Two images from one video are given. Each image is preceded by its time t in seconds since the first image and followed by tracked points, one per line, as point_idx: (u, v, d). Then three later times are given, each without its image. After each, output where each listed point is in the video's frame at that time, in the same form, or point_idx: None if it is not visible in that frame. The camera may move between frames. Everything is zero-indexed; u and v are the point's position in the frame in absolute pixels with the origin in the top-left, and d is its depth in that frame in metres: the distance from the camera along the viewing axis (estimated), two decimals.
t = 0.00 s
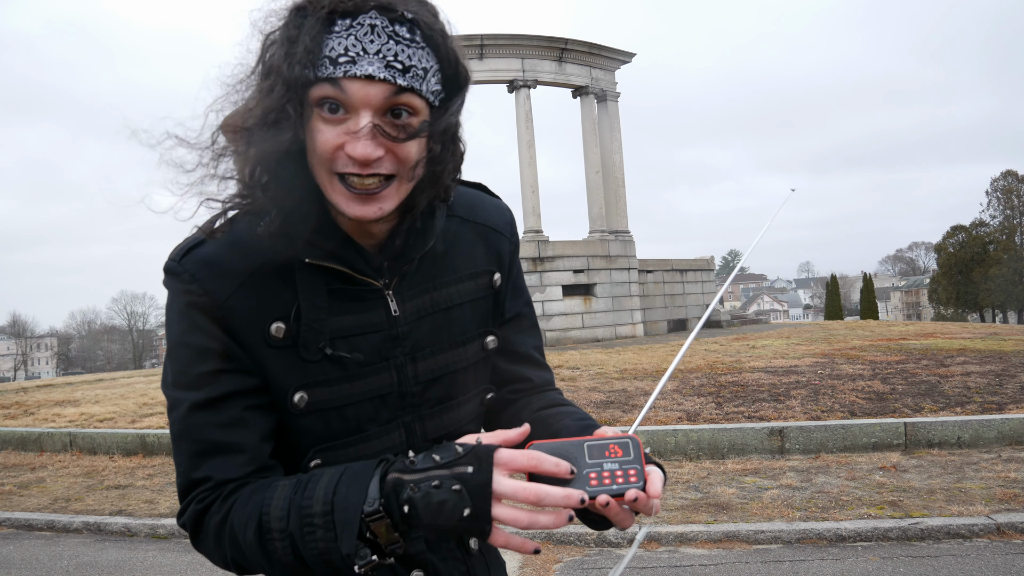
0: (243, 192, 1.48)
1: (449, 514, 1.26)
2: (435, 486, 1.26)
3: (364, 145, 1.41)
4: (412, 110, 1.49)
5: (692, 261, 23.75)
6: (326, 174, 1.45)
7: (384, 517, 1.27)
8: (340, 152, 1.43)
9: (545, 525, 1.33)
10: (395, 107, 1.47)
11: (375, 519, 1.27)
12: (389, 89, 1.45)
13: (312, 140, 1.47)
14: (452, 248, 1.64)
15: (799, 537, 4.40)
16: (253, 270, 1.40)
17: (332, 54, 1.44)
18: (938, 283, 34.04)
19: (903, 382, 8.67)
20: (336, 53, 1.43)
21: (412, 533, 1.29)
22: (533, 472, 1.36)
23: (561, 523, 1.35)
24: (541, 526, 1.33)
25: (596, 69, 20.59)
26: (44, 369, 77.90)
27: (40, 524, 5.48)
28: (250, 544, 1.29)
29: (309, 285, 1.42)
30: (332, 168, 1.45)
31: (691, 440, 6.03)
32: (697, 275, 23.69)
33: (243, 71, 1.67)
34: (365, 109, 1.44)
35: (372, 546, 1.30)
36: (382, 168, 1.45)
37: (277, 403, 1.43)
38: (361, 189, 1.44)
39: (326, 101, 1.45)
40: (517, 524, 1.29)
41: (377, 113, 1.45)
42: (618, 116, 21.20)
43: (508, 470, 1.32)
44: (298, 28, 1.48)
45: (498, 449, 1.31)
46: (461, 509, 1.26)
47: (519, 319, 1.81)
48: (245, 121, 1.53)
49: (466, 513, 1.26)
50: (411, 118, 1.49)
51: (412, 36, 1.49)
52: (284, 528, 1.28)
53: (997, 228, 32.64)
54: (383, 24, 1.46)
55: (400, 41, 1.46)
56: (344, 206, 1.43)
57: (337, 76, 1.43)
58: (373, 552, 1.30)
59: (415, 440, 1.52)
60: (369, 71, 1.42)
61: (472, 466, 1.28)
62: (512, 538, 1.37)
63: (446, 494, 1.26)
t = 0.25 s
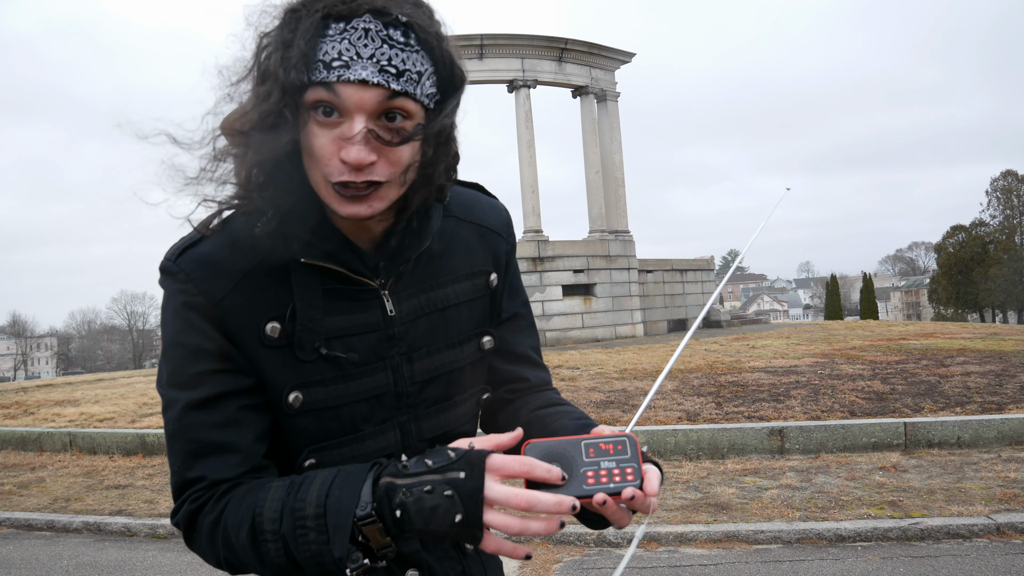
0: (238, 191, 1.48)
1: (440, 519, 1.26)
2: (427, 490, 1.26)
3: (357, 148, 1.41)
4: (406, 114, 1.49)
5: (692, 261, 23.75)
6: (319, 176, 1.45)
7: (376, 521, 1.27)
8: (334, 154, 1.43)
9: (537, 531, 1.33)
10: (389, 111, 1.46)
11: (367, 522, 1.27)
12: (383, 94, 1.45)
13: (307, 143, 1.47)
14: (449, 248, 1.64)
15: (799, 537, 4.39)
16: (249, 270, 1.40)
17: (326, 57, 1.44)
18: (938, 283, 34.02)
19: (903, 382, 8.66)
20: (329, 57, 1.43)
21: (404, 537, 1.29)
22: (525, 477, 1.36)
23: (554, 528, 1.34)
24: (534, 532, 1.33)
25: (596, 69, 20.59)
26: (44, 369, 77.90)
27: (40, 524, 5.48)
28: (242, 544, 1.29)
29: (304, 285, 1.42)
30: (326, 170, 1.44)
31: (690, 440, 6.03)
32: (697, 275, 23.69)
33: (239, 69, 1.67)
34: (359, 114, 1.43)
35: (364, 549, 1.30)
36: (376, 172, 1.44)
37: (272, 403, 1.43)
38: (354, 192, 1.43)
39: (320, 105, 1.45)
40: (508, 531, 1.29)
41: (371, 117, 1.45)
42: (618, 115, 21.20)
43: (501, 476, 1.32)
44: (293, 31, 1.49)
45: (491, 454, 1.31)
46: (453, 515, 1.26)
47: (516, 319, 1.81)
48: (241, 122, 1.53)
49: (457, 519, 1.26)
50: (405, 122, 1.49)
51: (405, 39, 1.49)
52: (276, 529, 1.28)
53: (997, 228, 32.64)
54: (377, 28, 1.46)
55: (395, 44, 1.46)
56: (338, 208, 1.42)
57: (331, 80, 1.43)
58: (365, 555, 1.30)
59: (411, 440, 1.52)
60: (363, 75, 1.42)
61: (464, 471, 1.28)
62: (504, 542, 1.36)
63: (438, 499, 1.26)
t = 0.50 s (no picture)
0: (236, 192, 1.48)
1: (434, 518, 1.26)
2: (420, 490, 1.27)
3: (355, 145, 1.41)
4: (403, 110, 1.49)
5: (692, 261, 23.75)
6: (317, 174, 1.45)
7: (371, 521, 1.28)
8: (332, 151, 1.43)
9: (530, 527, 1.33)
10: (385, 107, 1.47)
11: (362, 522, 1.27)
12: (380, 90, 1.45)
13: (304, 139, 1.47)
14: (446, 247, 1.64)
15: (799, 536, 4.40)
16: (246, 269, 1.40)
17: (322, 53, 1.44)
18: (938, 284, 34.02)
19: (903, 382, 8.67)
20: (326, 53, 1.43)
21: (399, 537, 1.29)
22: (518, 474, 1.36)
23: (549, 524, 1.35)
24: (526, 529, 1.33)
25: (596, 69, 20.60)
26: (43, 369, 77.86)
27: (40, 524, 5.48)
28: (239, 544, 1.29)
29: (301, 285, 1.42)
30: (324, 167, 1.44)
31: (691, 440, 6.04)
32: (697, 275, 23.69)
33: (238, 69, 1.67)
34: (356, 109, 1.43)
35: (360, 550, 1.30)
36: (374, 169, 1.43)
37: (269, 403, 1.43)
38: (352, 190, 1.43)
39: (317, 102, 1.45)
40: (501, 528, 1.30)
41: (369, 114, 1.45)
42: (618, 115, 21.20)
43: (492, 474, 1.31)
44: (289, 28, 1.48)
45: (482, 452, 1.31)
46: (445, 514, 1.26)
47: (514, 319, 1.81)
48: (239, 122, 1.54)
49: (450, 518, 1.27)
50: (402, 119, 1.49)
51: (403, 36, 1.49)
52: (273, 529, 1.28)
53: (997, 228, 32.66)
54: (373, 24, 1.46)
55: (391, 41, 1.46)
56: (335, 206, 1.42)
57: (328, 76, 1.43)
58: (361, 556, 1.30)
59: (408, 439, 1.52)
60: (360, 71, 1.42)
61: (456, 470, 1.28)
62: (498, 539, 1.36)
63: (430, 498, 1.26)
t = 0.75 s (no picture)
0: (234, 191, 1.48)
1: (430, 525, 1.26)
2: (417, 496, 1.27)
3: (357, 152, 1.41)
4: (404, 117, 1.49)
5: (692, 261, 23.75)
6: (317, 179, 1.46)
7: (367, 526, 1.27)
8: (333, 156, 1.43)
9: (526, 537, 1.33)
10: (387, 114, 1.47)
11: (359, 528, 1.27)
12: (382, 97, 1.45)
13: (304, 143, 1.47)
14: (443, 248, 1.65)
15: (799, 537, 4.40)
16: (243, 270, 1.40)
17: (325, 60, 1.44)
18: (938, 283, 34.02)
19: (903, 382, 8.67)
20: (329, 60, 1.43)
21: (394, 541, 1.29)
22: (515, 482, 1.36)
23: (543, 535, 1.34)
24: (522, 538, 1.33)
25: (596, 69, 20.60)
26: (43, 368, 77.87)
27: (40, 524, 5.48)
28: (235, 546, 1.29)
29: (299, 286, 1.42)
30: (325, 173, 1.44)
31: (691, 440, 6.04)
32: (697, 275, 23.69)
33: (236, 70, 1.67)
34: (358, 117, 1.43)
35: (355, 552, 1.30)
36: (375, 175, 1.45)
37: (265, 403, 1.43)
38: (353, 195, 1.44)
39: (319, 108, 1.45)
40: (497, 537, 1.29)
41: (370, 120, 1.45)
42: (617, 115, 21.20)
43: (490, 482, 1.32)
44: (291, 32, 1.48)
45: (480, 461, 1.31)
46: (442, 522, 1.26)
47: (510, 319, 1.81)
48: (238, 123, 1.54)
49: (447, 525, 1.27)
50: (403, 125, 1.49)
51: (405, 43, 1.49)
52: (269, 532, 1.28)
53: (997, 228, 32.66)
54: (376, 32, 1.46)
55: (394, 48, 1.46)
56: (336, 211, 1.43)
57: (331, 83, 1.43)
58: (356, 558, 1.30)
59: (405, 440, 1.52)
60: (363, 79, 1.43)
61: (454, 478, 1.28)
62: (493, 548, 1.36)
63: (428, 505, 1.26)
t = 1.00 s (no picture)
0: (230, 191, 1.48)
1: (424, 527, 1.26)
2: (411, 499, 1.27)
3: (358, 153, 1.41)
4: (403, 117, 1.50)
5: (692, 261, 23.75)
6: (315, 178, 1.45)
7: (362, 527, 1.28)
8: (333, 156, 1.43)
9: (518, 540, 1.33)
10: (386, 115, 1.47)
11: (353, 528, 1.27)
12: (383, 97, 1.45)
13: (303, 142, 1.47)
14: (438, 249, 1.65)
15: (799, 536, 4.39)
16: (238, 270, 1.40)
17: (327, 59, 1.43)
18: (938, 283, 34.02)
19: (903, 382, 8.66)
20: (331, 59, 1.43)
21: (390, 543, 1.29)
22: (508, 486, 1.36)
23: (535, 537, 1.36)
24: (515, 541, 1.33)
25: (596, 69, 20.60)
26: (43, 368, 77.83)
27: (40, 524, 5.48)
28: (229, 546, 1.29)
29: (293, 286, 1.42)
30: (324, 172, 1.44)
31: (690, 440, 6.03)
32: (697, 275, 23.69)
33: (232, 71, 1.67)
34: (358, 117, 1.44)
35: (350, 554, 1.30)
36: (374, 174, 1.46)
37: (259, 404, 1.43)
38: (352, 195, 1.45)
39: (319, 106, 1.44)
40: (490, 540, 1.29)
41: (370, 120, 1.45)
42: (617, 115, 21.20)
43: (484, 486, 1.32)
44: (292, 32, 1.48)
45: (474, 464, 1.31)
46: (436, 523, 1.27)
47: (505, 320, 1.81)
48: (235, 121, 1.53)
49: (441, 527, 1.27)
50: (402, 126, 1.50)
51: (406, 45, 1.49)
52: (262, 532, 1.28)
53: (997, 228, 32.66)
54: (377, 32, 1.46)
55: (394, 49, 1.46)
56: (334, 211, 1.43)
57: (332, 82, 1.43)
58: (351, 560, 1.30)
59: (398, 440, 1.52)
60: (364, 78, 1.42)
61: (448, 481, 1.29)
62: (485, 550, 1.35)
63: (422, 507, 1.27)
